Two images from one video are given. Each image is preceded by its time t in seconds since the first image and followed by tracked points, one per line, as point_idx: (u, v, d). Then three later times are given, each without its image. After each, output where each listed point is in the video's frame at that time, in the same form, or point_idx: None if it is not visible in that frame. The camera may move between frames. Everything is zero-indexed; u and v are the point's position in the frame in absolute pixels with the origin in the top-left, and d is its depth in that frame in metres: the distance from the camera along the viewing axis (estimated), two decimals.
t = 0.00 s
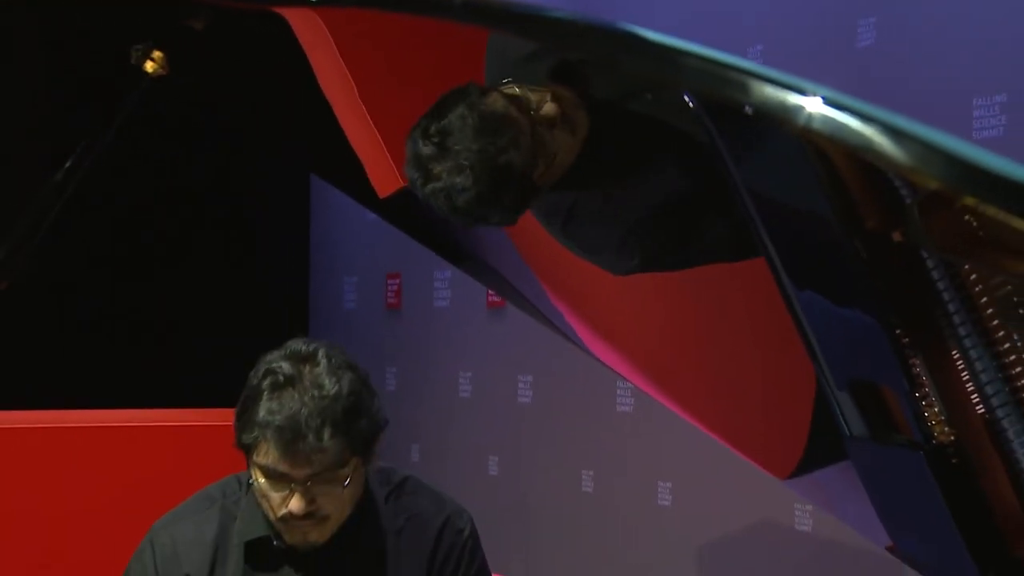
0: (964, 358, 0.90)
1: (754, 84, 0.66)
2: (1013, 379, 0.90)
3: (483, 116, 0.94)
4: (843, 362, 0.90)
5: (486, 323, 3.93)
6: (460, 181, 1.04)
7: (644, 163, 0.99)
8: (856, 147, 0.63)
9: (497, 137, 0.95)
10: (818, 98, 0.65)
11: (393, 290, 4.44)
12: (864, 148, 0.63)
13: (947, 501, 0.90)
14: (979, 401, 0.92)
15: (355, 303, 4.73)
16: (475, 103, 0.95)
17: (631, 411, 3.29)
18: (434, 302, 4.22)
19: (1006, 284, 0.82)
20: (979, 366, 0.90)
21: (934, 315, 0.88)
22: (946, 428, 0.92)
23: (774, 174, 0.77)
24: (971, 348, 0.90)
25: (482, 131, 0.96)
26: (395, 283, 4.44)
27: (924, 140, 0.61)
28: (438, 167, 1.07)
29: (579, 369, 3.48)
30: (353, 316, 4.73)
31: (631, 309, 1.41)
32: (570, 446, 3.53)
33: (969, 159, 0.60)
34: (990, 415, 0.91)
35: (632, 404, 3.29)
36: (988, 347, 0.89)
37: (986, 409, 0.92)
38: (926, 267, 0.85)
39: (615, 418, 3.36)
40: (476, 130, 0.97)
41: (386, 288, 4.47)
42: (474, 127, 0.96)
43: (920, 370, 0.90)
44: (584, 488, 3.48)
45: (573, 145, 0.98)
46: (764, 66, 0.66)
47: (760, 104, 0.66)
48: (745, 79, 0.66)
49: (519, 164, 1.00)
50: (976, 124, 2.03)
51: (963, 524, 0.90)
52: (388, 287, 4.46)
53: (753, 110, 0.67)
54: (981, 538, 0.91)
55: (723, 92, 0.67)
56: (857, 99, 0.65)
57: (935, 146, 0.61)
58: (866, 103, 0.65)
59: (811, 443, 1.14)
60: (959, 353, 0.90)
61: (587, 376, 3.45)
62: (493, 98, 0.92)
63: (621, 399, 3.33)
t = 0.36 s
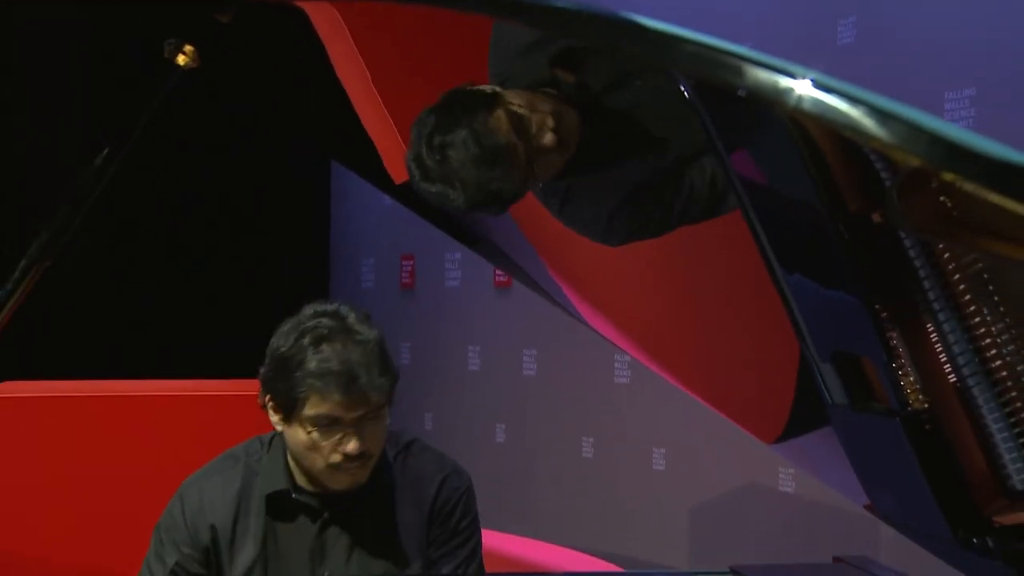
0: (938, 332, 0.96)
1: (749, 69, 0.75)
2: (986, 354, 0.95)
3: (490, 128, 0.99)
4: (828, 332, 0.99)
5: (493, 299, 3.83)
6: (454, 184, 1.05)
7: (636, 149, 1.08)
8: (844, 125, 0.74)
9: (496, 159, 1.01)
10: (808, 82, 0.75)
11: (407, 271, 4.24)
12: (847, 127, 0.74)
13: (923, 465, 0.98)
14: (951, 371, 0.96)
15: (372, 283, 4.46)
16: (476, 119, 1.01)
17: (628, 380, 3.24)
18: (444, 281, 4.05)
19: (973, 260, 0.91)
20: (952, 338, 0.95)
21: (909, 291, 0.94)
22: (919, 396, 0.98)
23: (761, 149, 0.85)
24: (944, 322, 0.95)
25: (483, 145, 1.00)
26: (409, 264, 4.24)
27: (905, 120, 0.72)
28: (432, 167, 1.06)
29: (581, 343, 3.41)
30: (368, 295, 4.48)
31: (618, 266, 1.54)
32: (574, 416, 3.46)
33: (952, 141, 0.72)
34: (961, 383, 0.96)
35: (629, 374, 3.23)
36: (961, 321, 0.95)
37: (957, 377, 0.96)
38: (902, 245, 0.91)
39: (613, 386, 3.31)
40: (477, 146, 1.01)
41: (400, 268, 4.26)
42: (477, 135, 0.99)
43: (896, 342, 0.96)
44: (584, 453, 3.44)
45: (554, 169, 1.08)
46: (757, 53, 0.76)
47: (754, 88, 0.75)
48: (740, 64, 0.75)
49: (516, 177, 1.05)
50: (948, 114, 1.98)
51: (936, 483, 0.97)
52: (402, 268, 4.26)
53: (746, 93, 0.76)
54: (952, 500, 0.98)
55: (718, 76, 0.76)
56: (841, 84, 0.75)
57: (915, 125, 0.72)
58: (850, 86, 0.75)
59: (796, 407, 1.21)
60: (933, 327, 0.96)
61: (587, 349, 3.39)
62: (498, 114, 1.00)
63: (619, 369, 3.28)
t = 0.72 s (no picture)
0: (911, 308, 1.03)
1: (738, 54, 0.75)
2: (955, 329, 1.03)
3: (517, 151, 1.27)
4: (807, 304, 1.06)
5: (496, 279, 4.19)
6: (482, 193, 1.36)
7: (640, 151, 1.28)
8: (828, 110, 0.75)
9: (518, 176, 1.31)
10: (795, 66, 0.75)
11: (418, 254, 4.70)
12: (833, 112, 0.75)
13: (897, 430, 1.03)
14: (923, 345, 1.03)
15: (385, 264, 5.04)
16: (499, 142, 1.27)
17: (623, 356, 3.48)
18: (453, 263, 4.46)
19: (942, 238, 1.00)
20: (923, 313, 1.03)
21: (886, 268, 1.02)
22: (893, 367, 1.04)
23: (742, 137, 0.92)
24: (917, 299, 1.03)
25: (506, 166, 1.29)
26: (421, 248, 4.68)
27: (887, 102, 0.74)
28: (466, 176, 1.33)
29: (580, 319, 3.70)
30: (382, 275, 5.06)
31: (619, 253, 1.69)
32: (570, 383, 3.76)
33: (929, 121, 0.73)
34: (931, 355, 1.03)
35: (623, 350, 3.48)
36: (932, 298, 1.02)
37: (928, 350, 1.03)
38: (879, 227, 1.00)
39: (610, 361, 3.55)
40: (497, 167, 1.29)
41: (413, 252, 4.72)
42: (503, 158, 1.28)
43: (873, 317, 1.03)
44: (583, 423, 3.71)
45: (564, 178, 1.37)
46: (745, 38, 0.76)
47: (742, 73, 0.75)
48: (730, 49, 0.75)
49: (532, 189, 1.36)
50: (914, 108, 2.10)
51: (908, 449, 1.04)
52: (414, 251, 4.71)
53: (736, 78, 0.76)
54: (923, 464, 1.04)
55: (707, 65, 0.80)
56: (826, 67, 0.76)
57: (896, 107, 0.73)
58: (834, 70, 0.76)
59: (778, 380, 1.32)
60: (907, 303, 1.03)
61: (587, 325, 3.65)
62: (519, 138, 1.25)
63: (614, 345, 3.52)
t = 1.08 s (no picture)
0: (885, 284, 1.10)
1: (727, 39, 0.83)
2: (925, 303, 1.09)
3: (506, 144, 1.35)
4: (790, 281, 1.15)
5: (500, 260, 4.30)
6: (485, 185, 1.45)
7: (640, 159, 1.33)
8: (812, 91, 0.81)
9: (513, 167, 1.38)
10: (780, 50, 0.83)
11: (426, 237, 4.79)
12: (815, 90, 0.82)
13: (868, 391, 1.12)
14: (896, 318, 1.10)
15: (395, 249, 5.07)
16: (496, 135, 1.36)
17: (616, 331, 3.63)
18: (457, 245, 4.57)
19: (914, 220, 1.05)
20: (897, 289, 1.10)
21: (864, 243, 1.09)
22: (868, 339, 1.12)
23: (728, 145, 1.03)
24: (892, 276, 1.09)
25: (503, 159, 1.37)
26: (428, 230, 4.79)
27: (867, 83, 0.79)
28: (472, 172, 1.43)
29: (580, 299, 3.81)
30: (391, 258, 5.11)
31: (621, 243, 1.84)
32: (575, 360, 3.85)
33: (908, 101, 0.78)
34: (904, 328, 1.10)
35: (617, 325, 3.62)
36: (905, 274, 1.09)
37: (900, 323, 1.10)
38: (860, 211, 1.08)
39: (604, 337, 3.69)
40: (495, 155, 1.38)
41: (419, 235, 4.83)
42: (495, 155, 1.38)
43: (850, 295, 1.12)
44: (579, 394, 3.84)
45: (568, 168, 1.41)
46: (733, 23, 0.84)
47: (731, 55, 0.84)
48: (720, 35, 0.83)
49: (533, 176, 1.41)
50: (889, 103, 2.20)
51: (882, 418, 1.13)
52: (421, 234, 4.81)
53: (726, 62, 0.86)
54: (893, 427, 1.13)
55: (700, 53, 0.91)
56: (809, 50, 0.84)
57: (876, 88, 0.79)
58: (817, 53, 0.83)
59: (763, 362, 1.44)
60: (882, 281, 1.10)
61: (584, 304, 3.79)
62: (513, 129, 1.33)
63: (608, 321, 3.66)
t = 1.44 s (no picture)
0: (864, 266, 1.16)
1: (719, 23, 0.89)
2: (901, 282, 1.16)
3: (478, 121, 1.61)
4: (775, 264, 1.24)
5: (500, 243, 4.58)
6: (469, 156, 1.71)
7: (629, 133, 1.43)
8: (799, 72, 0.88)
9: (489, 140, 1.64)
10: (769, 34, 0.88)
11: (431, 222, 5.04)
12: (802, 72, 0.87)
13: (847, 366, 1.19)
14: (874, 297, 1.17)
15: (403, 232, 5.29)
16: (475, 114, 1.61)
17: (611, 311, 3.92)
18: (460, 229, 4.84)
19: (892, 206, 1.12)
20: (875, 270, 1.16)
21: (846, 226, 1.16)
22: (847, 315, 1.20)
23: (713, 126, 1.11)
24: (870, 258, 1.16)
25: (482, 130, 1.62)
26: (433, 216, 5.03)
27: (853, 65, 0.85)
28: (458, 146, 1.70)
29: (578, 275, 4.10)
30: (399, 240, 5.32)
31: (609, 212, 2.05)
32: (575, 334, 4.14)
33: (890, 82, 0.84)
34: (881, 306, 1.17)
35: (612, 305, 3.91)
36: (883, 256, 1.16)
37: (878, 302, 1.17)
38: (837, 191, 1.13)
39: (599, 315, 3.98)
40: (474, 130, 1.64)
41: (425, 220, 5.07)
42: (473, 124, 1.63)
43: (831, 274, 1.18)
44: (576, 369, 4.13)
45: (547, 147, 1.62)
46: (724, 10, 0.90)
47: (722, 39, 0.89)
48: (711, 19, 0.89)
49: (508, 147, 1.63)
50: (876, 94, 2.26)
51: (860, 386, 1.20)
52: (427, 219, 5.06)
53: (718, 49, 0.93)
54: (870, 396, 1.20)
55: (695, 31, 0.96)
56: (797, 35, 0.89)
57: (860, 69, 0.84)
58: (804, 37, 0.89)
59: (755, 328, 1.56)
60: (861, 262, 1.16)
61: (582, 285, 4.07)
62: (492, 106, 1.54)
63: (603, 302, 3.95)
